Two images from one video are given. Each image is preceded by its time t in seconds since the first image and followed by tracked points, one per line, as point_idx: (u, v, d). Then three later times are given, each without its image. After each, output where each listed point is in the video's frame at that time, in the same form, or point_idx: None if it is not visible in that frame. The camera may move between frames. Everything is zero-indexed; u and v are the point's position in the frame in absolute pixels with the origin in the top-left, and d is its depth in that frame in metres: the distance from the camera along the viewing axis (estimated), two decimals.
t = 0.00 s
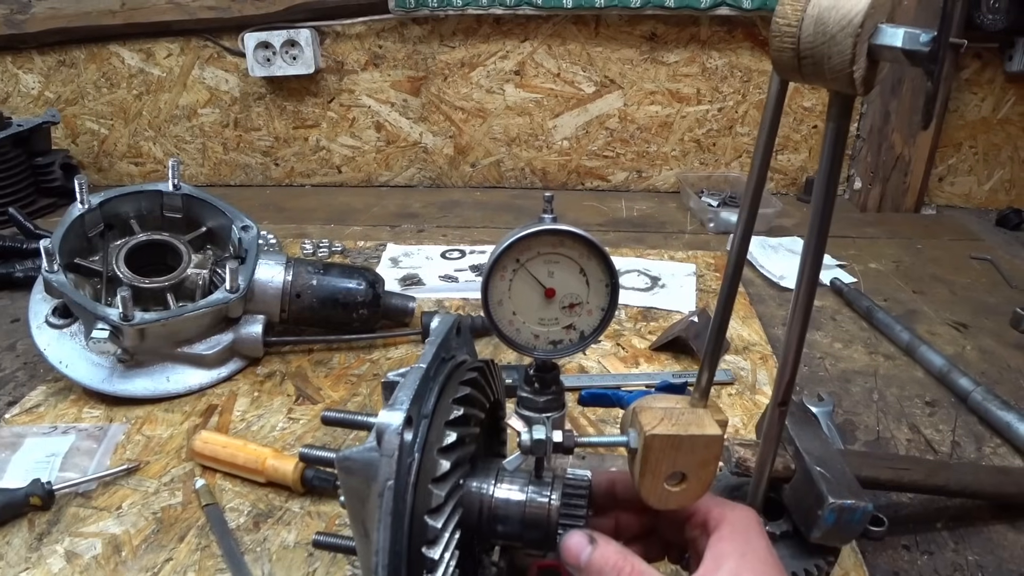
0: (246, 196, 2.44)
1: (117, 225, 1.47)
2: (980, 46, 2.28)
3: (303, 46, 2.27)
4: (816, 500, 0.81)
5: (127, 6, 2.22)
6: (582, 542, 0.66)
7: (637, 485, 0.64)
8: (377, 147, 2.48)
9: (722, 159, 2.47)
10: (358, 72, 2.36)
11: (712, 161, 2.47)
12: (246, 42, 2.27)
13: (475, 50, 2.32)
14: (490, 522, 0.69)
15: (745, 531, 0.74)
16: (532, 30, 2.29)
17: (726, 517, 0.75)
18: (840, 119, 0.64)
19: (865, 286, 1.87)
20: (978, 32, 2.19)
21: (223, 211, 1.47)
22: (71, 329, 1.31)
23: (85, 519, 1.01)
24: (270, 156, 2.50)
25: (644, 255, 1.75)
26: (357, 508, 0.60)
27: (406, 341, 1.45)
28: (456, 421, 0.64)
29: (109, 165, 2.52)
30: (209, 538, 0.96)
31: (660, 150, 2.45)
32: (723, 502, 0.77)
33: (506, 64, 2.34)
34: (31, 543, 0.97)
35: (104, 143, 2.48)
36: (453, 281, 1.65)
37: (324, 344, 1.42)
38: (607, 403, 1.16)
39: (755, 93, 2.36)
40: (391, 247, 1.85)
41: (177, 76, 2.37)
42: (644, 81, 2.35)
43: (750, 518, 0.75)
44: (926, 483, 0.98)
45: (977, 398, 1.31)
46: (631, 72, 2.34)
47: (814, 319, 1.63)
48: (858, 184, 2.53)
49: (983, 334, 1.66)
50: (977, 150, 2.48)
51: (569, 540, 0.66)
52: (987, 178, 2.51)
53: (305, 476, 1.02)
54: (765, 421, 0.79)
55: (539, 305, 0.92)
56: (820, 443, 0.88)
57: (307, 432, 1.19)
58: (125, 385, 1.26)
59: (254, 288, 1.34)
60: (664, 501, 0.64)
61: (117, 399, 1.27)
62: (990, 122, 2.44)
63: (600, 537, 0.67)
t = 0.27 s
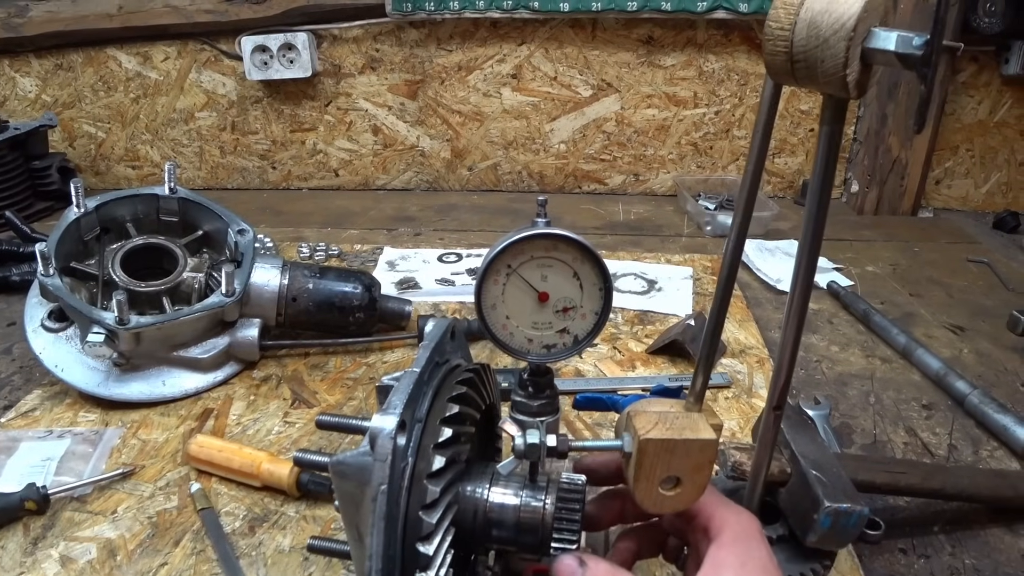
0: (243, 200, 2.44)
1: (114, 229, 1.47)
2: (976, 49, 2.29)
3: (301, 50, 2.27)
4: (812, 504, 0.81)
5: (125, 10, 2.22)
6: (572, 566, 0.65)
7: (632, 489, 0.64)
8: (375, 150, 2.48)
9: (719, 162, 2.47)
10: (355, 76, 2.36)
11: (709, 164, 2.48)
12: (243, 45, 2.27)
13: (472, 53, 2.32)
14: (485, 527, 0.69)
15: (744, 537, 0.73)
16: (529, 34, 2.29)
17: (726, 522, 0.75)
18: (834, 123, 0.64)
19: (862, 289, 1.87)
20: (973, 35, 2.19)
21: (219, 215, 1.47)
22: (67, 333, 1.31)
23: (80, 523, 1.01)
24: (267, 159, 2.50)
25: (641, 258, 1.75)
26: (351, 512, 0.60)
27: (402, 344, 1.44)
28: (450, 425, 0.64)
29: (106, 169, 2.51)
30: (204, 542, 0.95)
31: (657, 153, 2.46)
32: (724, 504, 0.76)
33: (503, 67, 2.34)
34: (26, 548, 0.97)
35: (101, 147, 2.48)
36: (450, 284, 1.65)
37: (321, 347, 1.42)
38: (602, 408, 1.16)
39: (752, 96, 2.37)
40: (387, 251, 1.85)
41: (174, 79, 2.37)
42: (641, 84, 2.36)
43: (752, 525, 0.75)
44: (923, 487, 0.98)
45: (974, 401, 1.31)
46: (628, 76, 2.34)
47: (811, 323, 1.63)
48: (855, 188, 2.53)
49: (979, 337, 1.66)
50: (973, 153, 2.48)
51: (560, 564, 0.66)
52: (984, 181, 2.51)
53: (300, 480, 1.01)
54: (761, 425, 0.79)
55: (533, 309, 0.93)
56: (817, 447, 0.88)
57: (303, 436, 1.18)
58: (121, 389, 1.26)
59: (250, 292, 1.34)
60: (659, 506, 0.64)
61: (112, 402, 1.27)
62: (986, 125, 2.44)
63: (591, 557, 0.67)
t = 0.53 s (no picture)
0: (243, 202, 2.44)
1: (114, 231, 1.47)
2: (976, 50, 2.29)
3: (301, 52, 2.27)
4: (814, 506, 0.81)
5: (125, 13, 2.22)
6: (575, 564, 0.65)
7: (634, 493, 0.64)
8: (375, 152, 2.48)
9: (719, 164, 2.47)
10: (355, 78, 2.36)
11: (709, 166, 2.48)
12: (244, 48, 2.27)
13: (472, 56, 2.32)
14: (486, 530, 0.69)
15: (748, 535, 0.73)
16: (529, 36, 2.29)
17: (730, 520, 0.75)
18: (835, 123, 0.64)
19: (863, 291, 1.86)
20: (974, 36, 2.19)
21: (219, 217, 1.47)
22: (67, 336, 1.31)
23: (79, 526, 1.00)
24: (267, 162, 2.50)
25: (642, 261, 1.75)
26: (351, 515, 0.59)
27: (403, 347, 1.44)
28: (450, 427, 0.64)
29: (107, 171, 2.51)
30: (204, 545, 0.95)
31: (657, 155, 2.46)
32: (728, 502, 0.76)
33: (503, 69, 2.34)
34: (25, 551, 0.96)
35: (102, 150, 2.48)
36: (450, 287, 1.65)
37: (321, 350, 1.42)
38: (603, 410, 1.14)
39: (752, 98, 2.37)
40: (388, 253, 1.85)
41: (174, 82, 2.37)
42: (641, 86, 2.36)
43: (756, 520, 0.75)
44: (925, 489, 0.98)
45: (976, 402, 1.31)
46: (628, 78, 2.34)
47: (812, 325, 1.62)
48: (856, 189, 2.53)
49: (981, 338, 1.66)
50: (974, 154, 2.48)
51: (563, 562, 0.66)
52: (985, 182, 2.51)
53: (301, 483, 1.01)
54: (763, 427, 0.79)
55: (534, 310, 0.93)
56: (819, 449, 0.88)
57: (303, 438, 1.18)
58: (120, 392, 1.25)
59: (250, 295, 1.34)
60: (661, 508, 0.64)
61: (112, 405, 1.27)
62: (987, 126, 2.44)
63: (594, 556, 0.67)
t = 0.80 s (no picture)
0: (246, 206, 2.45)
1: (118, 236, 1.48)
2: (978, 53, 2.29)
3: (304, 57, 2.28)
4: (818, 510, 0.81)
5: (128, 18, 2.23)
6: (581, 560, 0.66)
7: (638, 496, 0.64)
8: (377, 157, 2.48)
9: (722, 167, 2.48)
10: (357, 83, 2.37)
11: (712, 169, 2.48)
12: (247, 52, 2.27)
13: (474, 60, 2.33)
14: (491, 532, 0.69)
15: (752, 540, 0.73)
16: (531, 40, 2.30)
17: (734, 525, 0.74)
18: (838, 127, 0.64)
19: (865, 294, 1.86)
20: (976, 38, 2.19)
21: (223, 221, 1.48)
22: (71, 340, 1.31)
23: (84, 530, 1.00)
24: (270, 166, 2.50)
25: (644, 264, 1.75)
26: (356, 519, 0.59)
27: (406, 351, 1.44)
28: (455, 430, 0.64)
29: (110, 176, 2.52)
30: (209, 549, 0.95)
31: (659, 159, 2.46)
32: (731, 508, 0.76)
33: (505, 74, 2.35)
34: (30, 555, 0.97)
35: (105, 154, 2.49)
36: (453, 291, 1.65)
37: (325, 354, 1.42)
38: (607, 413, 1.15)
39: (754, 101, 2.37)
40: (391, 257, 1.85)
41: (177, 86, 2.38)
42: (644, 90, 2.36)
43: (760, 528, 0.74)
44: (929, 492, 0.98)
45: (979, 405, 1.31)
46: (630, 81, 2.35)
47: (815, 328, 1.62)
48: (858, 192, 2.53)
49: (984, 341, 1.66)
50: (976, 157, 2.48)
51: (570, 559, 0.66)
52: (987, 185, 2.51)
53: (305, 487, 1.01)
54: (767, 430, 0.79)
55: (538, 314, 0.93)
56: (823, 452, 0.88)
57: (307, 442, 1.18)
58: (124, 396, 1.26)
59: (254, 299, 1.34)
60: (665, 511, 0.64)
61: (116, 409, 1.27)
62: (989, 128, 2.44)
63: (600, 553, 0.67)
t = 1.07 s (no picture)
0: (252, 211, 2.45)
1: (124, 240, 1.49)
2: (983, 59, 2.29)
3: (310, 62, 2.29)
4: (822, 516, 0.82)
5: (135, 23, 2.24)
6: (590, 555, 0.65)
7: (643, 502, 0.64)
8: (383, 161, 2.49)
9: (726, 173, 2.48)
10: (363, 88, 2.38)
11: (716, 175, 2.48)
12: (253, 57, 2.29)
13: (480, 65, 2.34)
14: (495, 537, 0.69)
15: (757, 546, 0.73)
16: (536, 46, 2.30)
17: (738, 532, 0.74)
18: (843, 135, 0.64)
19: (870, 300, 1.86)
20: (981, 45, 2.19)
21: (229, 226, 1.49)
22: (78, 344, 1.32)
23: (90, 533, 1.01)
24: (276, 170, 2.52)
25: (649, 269, 1.75)
26: (362, 523, 0.60)
27: (411, 355, 1.45)
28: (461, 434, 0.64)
29: (117, 180, 2.53)
30: (214, 552, 0.95)
31: (664, 164, 2.46)
32: (736, 515, 0.76)
33: (511, 79, 2.35)
34: (36, 558, 0.97)
35: (112, 158, 2.50)
36: (458, 295, 1.65)
37: (330, 358, 1.43)
38: (611, 418, 1.16)
39: (758, 107, 2.37)
40: (396, 262, 1.86)
41: (184, 91, 2.39)
42: (648, 95, 2.37)
43: (764, 535, 0.75)
44: (933, 498, 0.98)
45: (984, 411, 1.31)
46: (635, 87, 2.35)
47: (819, 334, 1.62)
48: (863, 199, 2.54)
49: (989, 347, 1.65)
50: (981, 163, 2.48)
51: (577, 554, 0.66)
52: (992, 191, 2.51)
53: (310, 490, 1.01)
54: (771, 437, 0.79)
55: (544, 320, 0.93)
56: (827, 459, 0.89)
57: (311, 446, 1.19)
58: (130, 399, 1.26)
59: (260, 303, 1.34)
60: (669, 517, 0.64)
61: (122, 412, 1.28)
62: (994, 135, 2.44)
63: (607, 551, 0.67)
